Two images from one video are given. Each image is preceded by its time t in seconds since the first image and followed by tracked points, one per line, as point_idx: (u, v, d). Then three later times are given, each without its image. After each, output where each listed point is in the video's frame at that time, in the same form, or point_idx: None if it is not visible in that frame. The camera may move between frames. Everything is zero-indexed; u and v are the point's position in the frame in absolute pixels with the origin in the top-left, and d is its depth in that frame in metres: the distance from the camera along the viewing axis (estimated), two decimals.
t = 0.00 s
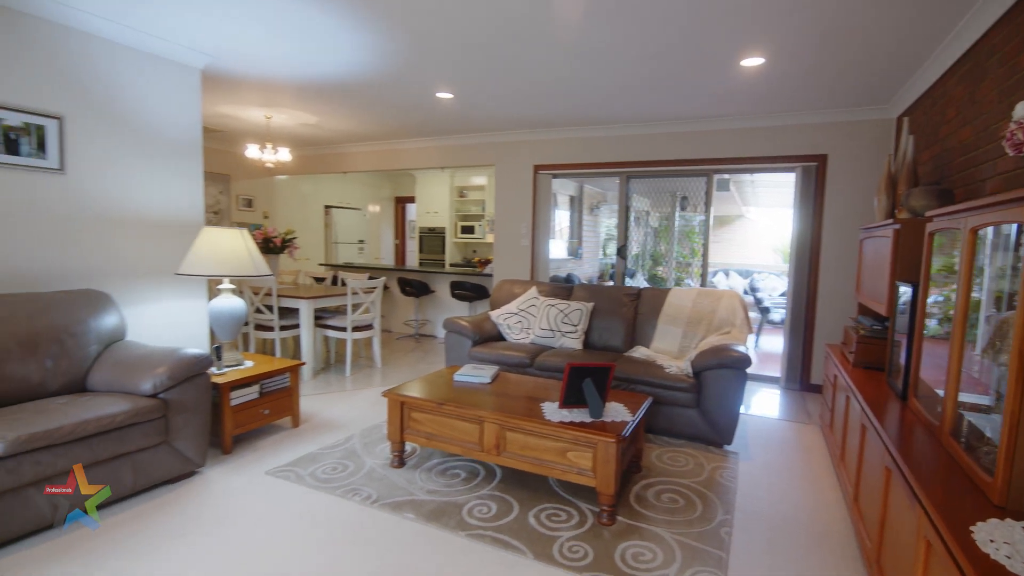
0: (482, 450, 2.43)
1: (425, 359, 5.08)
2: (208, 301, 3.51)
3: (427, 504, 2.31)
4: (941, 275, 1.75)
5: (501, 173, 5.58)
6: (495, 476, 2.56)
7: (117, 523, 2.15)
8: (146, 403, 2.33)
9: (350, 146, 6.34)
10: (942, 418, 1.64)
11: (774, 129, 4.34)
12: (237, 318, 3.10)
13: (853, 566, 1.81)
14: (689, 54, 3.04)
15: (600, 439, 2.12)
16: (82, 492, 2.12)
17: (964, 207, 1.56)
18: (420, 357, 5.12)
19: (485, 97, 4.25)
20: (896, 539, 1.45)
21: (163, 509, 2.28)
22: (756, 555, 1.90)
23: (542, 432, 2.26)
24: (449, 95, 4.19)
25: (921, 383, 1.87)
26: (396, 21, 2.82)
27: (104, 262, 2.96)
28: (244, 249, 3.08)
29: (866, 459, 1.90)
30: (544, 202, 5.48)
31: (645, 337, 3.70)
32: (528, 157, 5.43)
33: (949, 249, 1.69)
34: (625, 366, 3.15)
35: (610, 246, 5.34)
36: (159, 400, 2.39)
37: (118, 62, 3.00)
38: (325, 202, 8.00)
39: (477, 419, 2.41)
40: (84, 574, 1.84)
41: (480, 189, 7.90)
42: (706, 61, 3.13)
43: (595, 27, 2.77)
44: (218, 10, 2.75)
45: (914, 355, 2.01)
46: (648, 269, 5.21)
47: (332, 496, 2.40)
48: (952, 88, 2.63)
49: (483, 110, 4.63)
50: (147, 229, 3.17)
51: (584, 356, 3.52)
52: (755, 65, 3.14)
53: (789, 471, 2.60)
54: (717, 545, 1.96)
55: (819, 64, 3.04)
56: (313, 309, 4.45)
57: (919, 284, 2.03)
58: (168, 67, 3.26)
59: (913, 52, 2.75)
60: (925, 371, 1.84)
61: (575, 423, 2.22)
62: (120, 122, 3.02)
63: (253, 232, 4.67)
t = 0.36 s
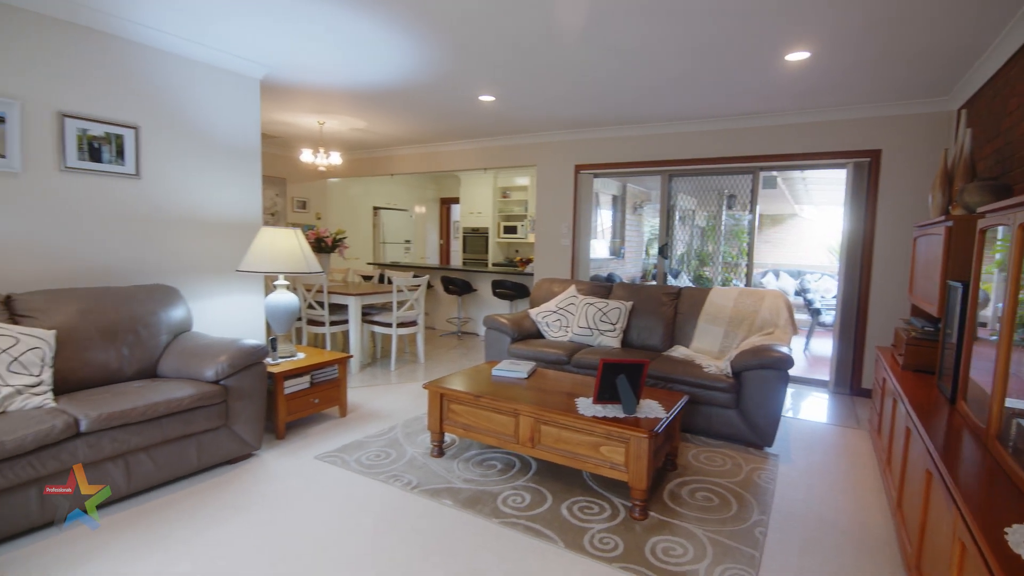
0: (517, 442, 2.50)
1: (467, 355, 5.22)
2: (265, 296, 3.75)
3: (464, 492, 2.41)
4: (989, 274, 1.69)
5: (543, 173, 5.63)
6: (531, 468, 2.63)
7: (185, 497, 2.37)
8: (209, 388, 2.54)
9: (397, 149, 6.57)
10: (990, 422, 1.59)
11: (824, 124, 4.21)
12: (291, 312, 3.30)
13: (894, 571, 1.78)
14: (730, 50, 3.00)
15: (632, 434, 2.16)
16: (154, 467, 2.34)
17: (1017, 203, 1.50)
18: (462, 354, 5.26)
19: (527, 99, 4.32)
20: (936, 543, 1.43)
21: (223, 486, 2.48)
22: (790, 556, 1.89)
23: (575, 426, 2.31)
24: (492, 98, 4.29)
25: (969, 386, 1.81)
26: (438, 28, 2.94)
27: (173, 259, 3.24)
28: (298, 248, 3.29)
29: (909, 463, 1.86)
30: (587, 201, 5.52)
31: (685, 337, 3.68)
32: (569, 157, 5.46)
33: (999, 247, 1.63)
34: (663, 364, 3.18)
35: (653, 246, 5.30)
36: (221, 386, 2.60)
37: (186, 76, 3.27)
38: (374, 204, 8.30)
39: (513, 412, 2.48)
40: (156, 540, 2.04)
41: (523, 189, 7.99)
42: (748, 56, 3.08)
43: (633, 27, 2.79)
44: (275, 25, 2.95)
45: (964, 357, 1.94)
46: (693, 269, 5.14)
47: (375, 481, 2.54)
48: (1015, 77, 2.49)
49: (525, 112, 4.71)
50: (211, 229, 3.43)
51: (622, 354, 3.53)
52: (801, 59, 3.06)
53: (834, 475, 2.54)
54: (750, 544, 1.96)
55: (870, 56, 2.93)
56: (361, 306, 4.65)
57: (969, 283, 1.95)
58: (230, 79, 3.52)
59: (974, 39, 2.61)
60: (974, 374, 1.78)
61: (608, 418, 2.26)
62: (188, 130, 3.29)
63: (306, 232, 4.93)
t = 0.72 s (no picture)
0: (541, 437, 2.55)
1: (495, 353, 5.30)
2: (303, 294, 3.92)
3: (489, 484, 2.47)
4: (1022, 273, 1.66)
5: (571, 173, 5.67)
6: (554, 463, 2.68)
7: (227, 482, 2.51)
8: (250, 380, 2.68)
9: (428, 151, 6.71)
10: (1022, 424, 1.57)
11: (859, 121, 4.11)
12: (325, 310, 3.44)
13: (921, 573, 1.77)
14: (758, 47, 2.98)
15: (655, 431, 2.19)
16: (198, 454, 2.49)
17: None
18: (491, 352, 5.35)
19: (556, 100, 4.37)
20: (961, 544, 1.43)
21: (262, 473, 2.62)
22: (814, 555, 1.92)
23: (598, 422, 2.35)
24: (520, 100, 4.35)
25: (1002, 388, 1.78)
26: (467, 33, 3.03)
27: (217, 258, 3.43)
28: (333, 248, 3.43)
29: (939, 464, 1.84)
30: (616, 201, 5.53)
31: (713, 337, 3.69)
32: (598, 157, 5.48)
33: None
34: (691, 363, 3.24)
35: (684, 246, 5.27)
36: (260, 378, 2.74)
37: (230, 84, 3.45)
38: (406, 205, 8.49)
39: (537, 408, 2.54)
40: (201, 520, 2.18)
41: (553, 190, 8.04)
42: (777, 53, 3.05)
43: (659, 26, 2.81)
44: (313, 34, 3.10)
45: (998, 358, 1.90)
46: (726, 269, 5.09)
47: (405, 472, 2.63)
48: None
49: (554, 113, 4.75)
50: (252, 230, 3.61)
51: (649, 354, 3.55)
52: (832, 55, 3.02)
53: (863, 480, 2.57)
54: (774, 543, 2.00)
55: (906, 49, 2.86)
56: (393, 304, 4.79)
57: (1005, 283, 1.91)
58: (270, 86, 3.70)
59: (1016, 30, 2.53)
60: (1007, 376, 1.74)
61: (631, 415, 2.30)
62: (231, 136, 3.48)
63: (341, 232, 5.11)
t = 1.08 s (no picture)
0: (557, 434, 2.60)
1: (512, 353, 5.36)
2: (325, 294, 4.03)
3: (505, 479, 2.53)
4: None
5: (588, 174, 5.69)
6: (570, 460, 2.72)
7: (253, 473, 2.61)
8: (276, 375, 2.78)
9: (447, 153, 6.81)
10: None
11: (881, 120, 4.07)
12: (348, 309, 3.54)
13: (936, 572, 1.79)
14: (775, 47, 2.99)
15: (669, 428, 2.22)
16: (227, 446, 2.59)
17: None
18: (508, 351, 5.41)
19: (573, 102, 4.41)
20: (973, 541, 1.45)
21: (287, 465, 2.72)
22: (826, 554, 1.96)
23: (613, 420, 2.39)
24: (537, 102, 4.41)
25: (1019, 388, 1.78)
26: (485, 38, 3.10)
27: (244, 259, 3.55)
28: (355, 249, 3.54)
29: (956, 464, 1.85)
30: (633, 202, 5.54)
31: (729, 337, 3.72)
32: (615, 158, 5.49)
33: None
34: (708, 363, 3.31)
35: (701, 246, 5.27)
36: (286, 374, 2.83)
37: (256, 90, 3.58)
38: (425, 206, 8.60)
39: (553, 405, 2.59)
40: (230, 508, 2.29)
41: (570, 190, 8.08)
42: (794, 53, 3.05)
43: (675, 28, 2.84)
44: (336, 41, 3.20)
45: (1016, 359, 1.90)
46: (745, 270, 5.07)
47: (424, 466, 2.71)
48: None
49: (570, 115, 4.79)
50: (277, 231, 3.74)
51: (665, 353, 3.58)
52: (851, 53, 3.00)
53: (879, 486, 2.60)
54: (787, 541, 2.03)
55: (927, 47, 2.84)
56: (412, 303, 4.89)
57: None
58: (295, 92, 3.81)
59: None
60: None
61: (645, 413, 2.34)
62: (257, 140, 3.60)
63: (362, 233, 5.23)
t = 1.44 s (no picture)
0: (567, 433, 2.64)
1: (522, 353, 5.40)
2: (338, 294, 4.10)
3: (515, 477, 2.57)
4: None
5: (598, 175, 5.72)
6: (579, 458, 2.76)
7: (269, 469, 2.68)
8: (290, 374, 2.84)
9: (457, 155, 6.88)
10: None
11: (893, 120, 4.06)
12: (360, 308, 3.61)
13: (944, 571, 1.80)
14: (784, 48, 3.00)
15: (677, 427, 2.25)
16: (244, 442, 2.65)
17: None
18: (518, 351, 5.46)
19: (583, 104, 4.44)
20: (979, 539, 1.47)
21: (302, 462, 2.78)
22: (832, 552, 1.98)
23: (622, 419, 2.42)
24: (547, 104, 4.45)
25: None
26: (496, 41, 3.15)
27: (259, 260, 3.62)
28: (368, 250, 3.60)
29: (964, 464, 1.86)
30: (643, 203, 5.56)
31: (738, 338, 3.73)
32: (625, 159, 5.52)
33: None
34: (717, 363, 3.33)
35: (711, 247, 5.28)
36: (301, 372, 2.89)
37: (272, 95, 3.66)
38: (435, 207, 8.68)
39: (563, 404, 2.63)
40: (247, 503, 2.35)
41: (580, 192, 8.11)
42: (803, 54, 3.06)
43: (684, 30, 2.87)
44: (349, 46, 3.27)
45: None
46: (755, 271, 5.07)
47: (435, 463, 2.76)
48: None
49: (580, 116, 4.83)
50: (292, 233, 3.81)
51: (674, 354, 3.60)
52: (861, 54, 3.01)
53: (886, 486, 2.62)
54: (794, 539, 2.05)
55: (938, 46, 2.84)
56: (423, 304, 4.95)
57: None
58: (309, 96, 3.89)
59: None
60: None
61: (653, 412, 2.37)
62: (273, 144, 3.68)
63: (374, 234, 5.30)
